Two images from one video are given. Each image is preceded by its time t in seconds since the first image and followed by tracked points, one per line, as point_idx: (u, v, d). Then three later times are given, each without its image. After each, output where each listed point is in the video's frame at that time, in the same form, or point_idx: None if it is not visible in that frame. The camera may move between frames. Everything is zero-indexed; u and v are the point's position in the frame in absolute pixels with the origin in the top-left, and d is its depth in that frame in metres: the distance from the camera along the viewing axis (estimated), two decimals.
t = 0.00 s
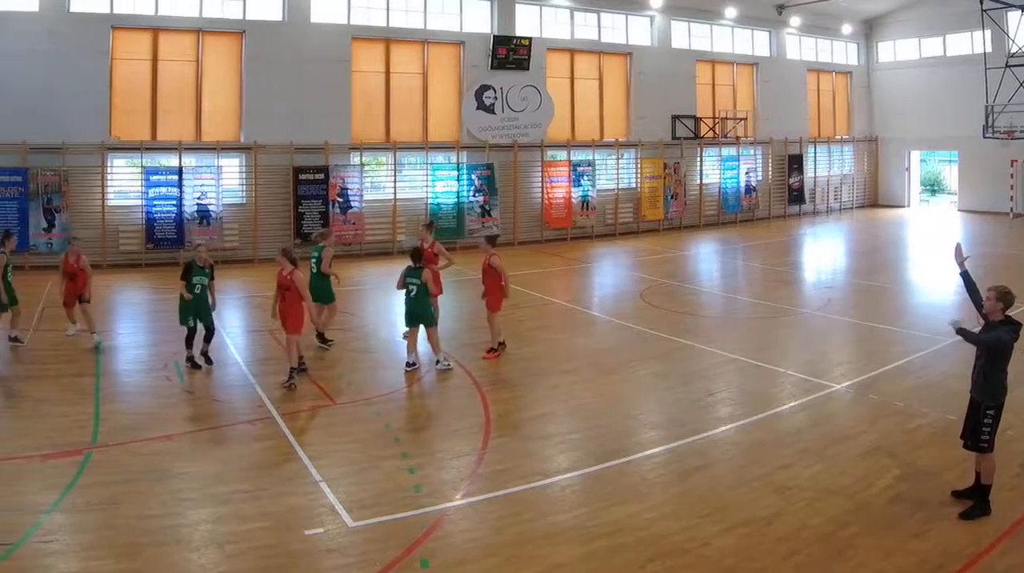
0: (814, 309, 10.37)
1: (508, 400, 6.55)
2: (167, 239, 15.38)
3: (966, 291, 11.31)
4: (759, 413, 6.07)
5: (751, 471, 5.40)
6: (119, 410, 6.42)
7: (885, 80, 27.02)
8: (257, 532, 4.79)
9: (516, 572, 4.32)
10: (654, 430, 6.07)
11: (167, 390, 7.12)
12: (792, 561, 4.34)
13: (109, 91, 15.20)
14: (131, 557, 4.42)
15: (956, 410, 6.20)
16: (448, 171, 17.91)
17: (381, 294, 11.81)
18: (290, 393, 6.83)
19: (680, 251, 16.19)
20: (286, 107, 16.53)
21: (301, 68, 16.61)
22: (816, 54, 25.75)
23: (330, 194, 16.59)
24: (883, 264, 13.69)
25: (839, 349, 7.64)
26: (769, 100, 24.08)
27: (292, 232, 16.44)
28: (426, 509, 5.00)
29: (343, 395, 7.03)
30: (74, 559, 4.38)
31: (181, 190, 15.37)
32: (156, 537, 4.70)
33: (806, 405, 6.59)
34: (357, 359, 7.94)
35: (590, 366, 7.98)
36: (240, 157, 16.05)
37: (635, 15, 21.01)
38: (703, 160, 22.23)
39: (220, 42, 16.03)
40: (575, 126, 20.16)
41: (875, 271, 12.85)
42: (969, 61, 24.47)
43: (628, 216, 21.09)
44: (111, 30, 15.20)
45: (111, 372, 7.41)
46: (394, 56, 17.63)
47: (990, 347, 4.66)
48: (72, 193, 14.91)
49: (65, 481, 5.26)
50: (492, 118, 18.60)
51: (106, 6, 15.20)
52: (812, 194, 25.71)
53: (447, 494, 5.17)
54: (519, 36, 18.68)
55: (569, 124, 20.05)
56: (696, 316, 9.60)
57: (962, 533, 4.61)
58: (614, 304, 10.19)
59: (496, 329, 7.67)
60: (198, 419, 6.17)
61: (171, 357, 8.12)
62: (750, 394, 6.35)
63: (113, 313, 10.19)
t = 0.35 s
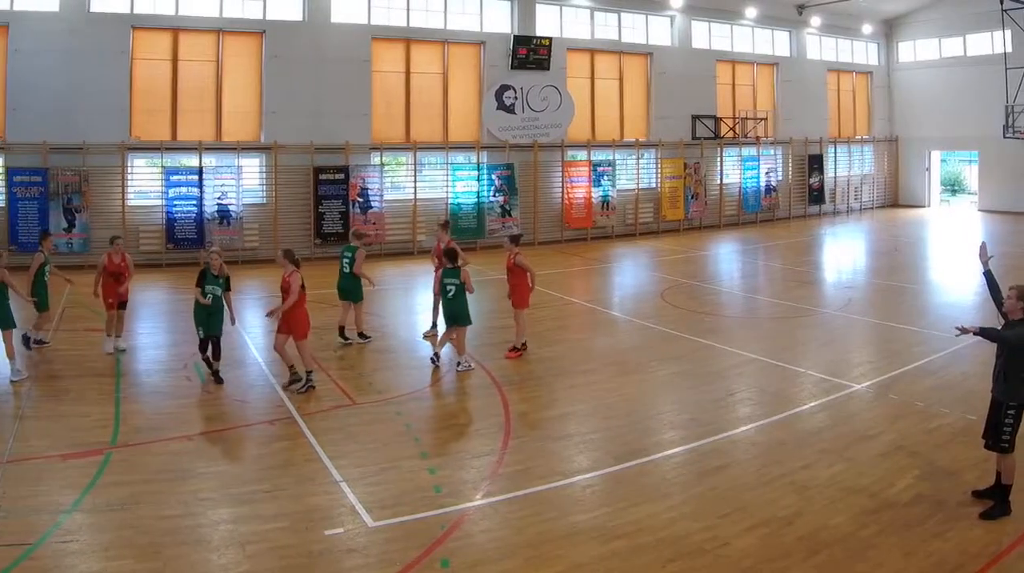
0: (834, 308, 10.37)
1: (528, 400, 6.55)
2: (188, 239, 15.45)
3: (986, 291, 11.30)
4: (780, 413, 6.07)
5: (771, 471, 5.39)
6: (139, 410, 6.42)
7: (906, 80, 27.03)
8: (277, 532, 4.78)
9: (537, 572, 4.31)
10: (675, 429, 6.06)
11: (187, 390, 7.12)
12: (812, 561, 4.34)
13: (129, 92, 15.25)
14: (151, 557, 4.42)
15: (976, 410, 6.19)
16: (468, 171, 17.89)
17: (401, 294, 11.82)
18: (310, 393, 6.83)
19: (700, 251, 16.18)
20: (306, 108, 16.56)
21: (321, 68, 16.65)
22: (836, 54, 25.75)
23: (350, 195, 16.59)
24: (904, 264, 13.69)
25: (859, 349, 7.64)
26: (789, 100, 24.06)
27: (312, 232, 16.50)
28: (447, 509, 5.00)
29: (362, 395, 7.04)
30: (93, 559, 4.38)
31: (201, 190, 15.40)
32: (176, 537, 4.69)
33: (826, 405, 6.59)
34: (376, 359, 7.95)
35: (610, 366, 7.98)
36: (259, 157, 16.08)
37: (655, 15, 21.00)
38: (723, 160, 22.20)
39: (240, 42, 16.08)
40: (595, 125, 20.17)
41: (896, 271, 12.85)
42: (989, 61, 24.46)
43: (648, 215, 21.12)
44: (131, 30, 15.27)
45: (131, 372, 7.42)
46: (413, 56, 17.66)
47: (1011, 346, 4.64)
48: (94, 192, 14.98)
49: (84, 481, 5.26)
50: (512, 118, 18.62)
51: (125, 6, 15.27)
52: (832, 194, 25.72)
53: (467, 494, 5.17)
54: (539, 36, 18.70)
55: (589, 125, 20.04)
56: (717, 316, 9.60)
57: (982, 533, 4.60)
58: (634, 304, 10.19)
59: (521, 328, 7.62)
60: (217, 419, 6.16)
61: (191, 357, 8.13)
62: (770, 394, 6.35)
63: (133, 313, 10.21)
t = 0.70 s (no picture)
0: (855, 308, 10.38)
1: (550, 400, 6.55)
2: (210, 239, 15.44)
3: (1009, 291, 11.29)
4: (801, 413, 6.07)
5: (793, 470, 5.39)
6: (161, 410, 6.43)
7: (927, 80, 27.06)
8: (298, 532, 4.78)
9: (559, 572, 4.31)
10: (697, 429, 6.06)
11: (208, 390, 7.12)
12: (833, 561, 4.34)
13: (150, 93, 15.30)
14: (172, 557, 4.42)
15: (998, 410, 6.19)
16: (489, 171, 17.89)
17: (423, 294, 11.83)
18: (332, 393, 6.83)
19: (722, 251, 16.19)
20: (329, 108, 16.63)
21: (343, 68, 16.70)
22: (857, 54, 25.78)
23: (372, 194, 16.59)
24: (925, 264, 13.69)
25: (881, 349, 7.64)
26: (811, 100, 24.06)
27: (333, 232, 16.53)
28: (468, 508, 5.00)
29: (383, 395, 7.04)
30: (113, 559, 4.38)
31: (223, 190, 15.41)
32: (198, 537, 4.69)
33: (847, 405, 6.59)
34: (398, 358, 7.95)
35: (631, 366, 7.98)
36: (282, 157, 16.13)
37: (677, 15, 21.03)
38: (745, 160, 22.16)
39: (263, 42, 16.14)
40: (617, 126, 20.19)
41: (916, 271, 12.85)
42: (1010, 61, 24.46)
43: (670, 216, 21.13)
44: (153, 30, 15.33)
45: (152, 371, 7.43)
46: (435, 55, 17.72)
47: None
48: (115, 192, 15.01)
49: (105, 481, 5.27)
50: (533, 118, 18.65)
51: (147, 6, 15.31)
52: (853, 194, 25.73)
53: (489, 494, 5.17)
54: (561, 37, 18.74)
55: (611, 125, 20.09)
56: (738, 316, 9.60)
57: (1004, 533, 4.60)
58: (656, 304, 10.20)
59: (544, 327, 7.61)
60: (238, 419, 6.17)
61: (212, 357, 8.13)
62: (792, 394, 6.35)
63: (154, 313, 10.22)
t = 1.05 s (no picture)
0: (876, 309, 10.38)
1: (571, 400, 6.55)
2: (230, 239, 15.47)
3: None
4: (821, 413, 6.07)
5: (814, 470, 5.40)
6: (182, 410, 6.43)
7: (948, 79, 27.02)
8: (318, 532, 4.78)
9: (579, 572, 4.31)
10: (717, 429, 6.07)
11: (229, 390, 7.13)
12: (854, 561, 4.34)
13: (171, 93, 15.44)
14: (191, 557, 4.42)
15: (1019, 410, 6.17)
16: (510, 171, 17.89)
17: (442, 294, 11.85)
18: (352, 393, 6.84)
19: (742, 251, 16.18)
20: (349, 108, 16.71)
21: (363, 68, 16.78)
22: (878, 54, 25.77)
23: (392, 194, 16.62)
24: (947, 264, 13.67)
25: (902, 349, 7.63)
26: (832, 100, 24.02)
27: (353, 232, 16.57)
28: (489, 509, 5.00)
29: (403, 395, 7.05)
30: (133, 559, 4.38)
31: (243, 190, 15.48)
32: (218, 537, 4.69)
33: (868, 405, 6.59)
34: (417, 358, 7.95)
35: (652, 366, 7.97)
36: (302, 157, 16.26)
37: (697, 15, 21.03)
38: (766, 160, 22.12)
39: (282, 41, 16.24)
40: (637, 126, 20.17)
41: (938, 271, 12.83)
42: None
43: (690, 215, 21.09)
44: (172, 30, 15.43)
45: (173, 372, 7.44)
46: (456, 55, 17.77)
47: None
48: (134, 193, 15.07)
49: (125, 481, 5.27)
50: (554, 117, 18.72)
51: (167, 7, 15.46)
52: (874, 194, 25.72)
53: (509, 494, 5.17)
54: (581, 36, 18.75)
55: (631, 125, 20.08)
56: (759, 316, 9.60)
57: None
58: (677, 304, 10.20)
59: (565, 327, 7.63)
60: (257, 420, 6.16)
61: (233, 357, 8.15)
62: (813, 394, 6.35)
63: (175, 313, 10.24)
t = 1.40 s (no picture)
0: (896, 309, 10.39)
1: (591, 400, 6.55)
2: (250, 239, 15.51)
3: None
4: (842, 413, 6.07)
5: (834, 470, 5.39)
6: (202, 410, 6.44)
7: (968, 80, 27.03)
8: (339, 532, 4.78)
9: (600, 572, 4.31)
10: (737, 429, 6.07)
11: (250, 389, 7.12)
12: (874, 561, 4.33)
13: (191, 92, 15.51)
14: (212, 557, 4.41)
15: None
16: (531, 171, 17.97)
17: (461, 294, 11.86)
18: (372, 393, 6.84)
19: (761, 251, 16.18)
20: (369, 108, 16.79)
21: (383, 68, 16.86)
22: (898, 54, 25.78)
23: (412, 194, 16.64)
24: (968, 264, 13.67)
25: (922, 349, 7.64)
26: (852, 100, 24.02)
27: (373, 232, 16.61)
28: (509, 509, 5.00)
29: (423, 395, 7.06)
30: (154, 559, 4.37)
31: (263, 190, 15.49)
32: (239, 538, 4.69)
33: (888, 405, 6.60)
34: (437, 359, 7.96)
35: (672, 366, 7.97)
36: (322, 157, 16.29)
37: (717, 15, 21.06)
38: (786, 160, 22.12)
39: (303, 41, 16.33)
40: (657, 126, 20.21)
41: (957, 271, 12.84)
42: None
43: (710, 216, 21.09)
44: (193, 30, 15.51)
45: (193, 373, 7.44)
46: (475, 55, 17.88)
47: None
48: (154, 193, 15.11)
49: (145, 481, 5.27)
50: (574, 118, 18.81)
51: (188, 6, 15.53)
52: (894, 194, 25.73)
53: (529, 494, 5.17)
54: (601, 37, 18.84)
55: (651, 125, 20.12)
56: (778, 316, 9.60)
57: None
58: (696, 304, 10.21)
59: (585, 327, 7.63)
60: (276, 420, 6.17)
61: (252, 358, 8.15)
62: (834, 394, 6.35)
63: (194, 313, 10.26)
